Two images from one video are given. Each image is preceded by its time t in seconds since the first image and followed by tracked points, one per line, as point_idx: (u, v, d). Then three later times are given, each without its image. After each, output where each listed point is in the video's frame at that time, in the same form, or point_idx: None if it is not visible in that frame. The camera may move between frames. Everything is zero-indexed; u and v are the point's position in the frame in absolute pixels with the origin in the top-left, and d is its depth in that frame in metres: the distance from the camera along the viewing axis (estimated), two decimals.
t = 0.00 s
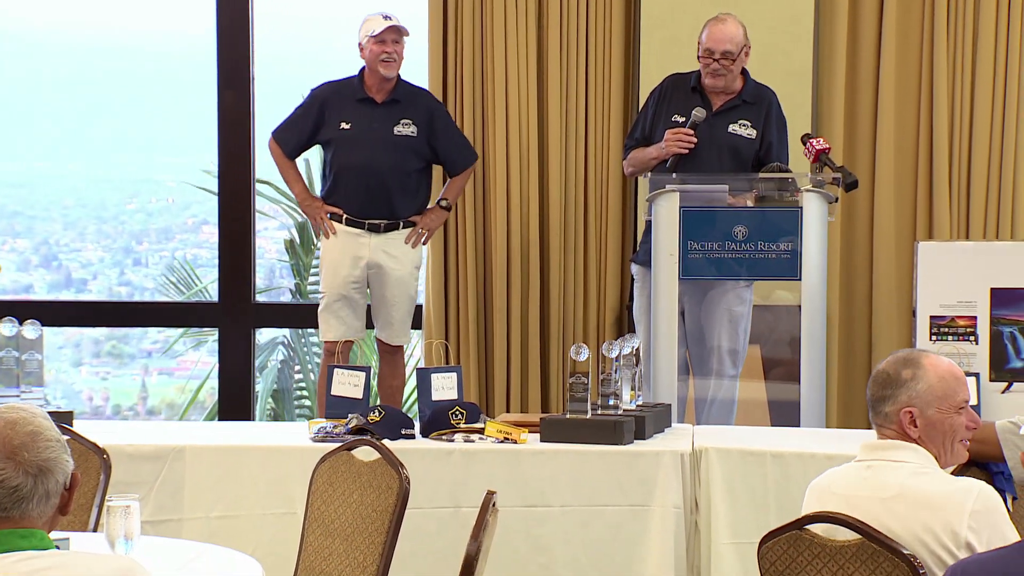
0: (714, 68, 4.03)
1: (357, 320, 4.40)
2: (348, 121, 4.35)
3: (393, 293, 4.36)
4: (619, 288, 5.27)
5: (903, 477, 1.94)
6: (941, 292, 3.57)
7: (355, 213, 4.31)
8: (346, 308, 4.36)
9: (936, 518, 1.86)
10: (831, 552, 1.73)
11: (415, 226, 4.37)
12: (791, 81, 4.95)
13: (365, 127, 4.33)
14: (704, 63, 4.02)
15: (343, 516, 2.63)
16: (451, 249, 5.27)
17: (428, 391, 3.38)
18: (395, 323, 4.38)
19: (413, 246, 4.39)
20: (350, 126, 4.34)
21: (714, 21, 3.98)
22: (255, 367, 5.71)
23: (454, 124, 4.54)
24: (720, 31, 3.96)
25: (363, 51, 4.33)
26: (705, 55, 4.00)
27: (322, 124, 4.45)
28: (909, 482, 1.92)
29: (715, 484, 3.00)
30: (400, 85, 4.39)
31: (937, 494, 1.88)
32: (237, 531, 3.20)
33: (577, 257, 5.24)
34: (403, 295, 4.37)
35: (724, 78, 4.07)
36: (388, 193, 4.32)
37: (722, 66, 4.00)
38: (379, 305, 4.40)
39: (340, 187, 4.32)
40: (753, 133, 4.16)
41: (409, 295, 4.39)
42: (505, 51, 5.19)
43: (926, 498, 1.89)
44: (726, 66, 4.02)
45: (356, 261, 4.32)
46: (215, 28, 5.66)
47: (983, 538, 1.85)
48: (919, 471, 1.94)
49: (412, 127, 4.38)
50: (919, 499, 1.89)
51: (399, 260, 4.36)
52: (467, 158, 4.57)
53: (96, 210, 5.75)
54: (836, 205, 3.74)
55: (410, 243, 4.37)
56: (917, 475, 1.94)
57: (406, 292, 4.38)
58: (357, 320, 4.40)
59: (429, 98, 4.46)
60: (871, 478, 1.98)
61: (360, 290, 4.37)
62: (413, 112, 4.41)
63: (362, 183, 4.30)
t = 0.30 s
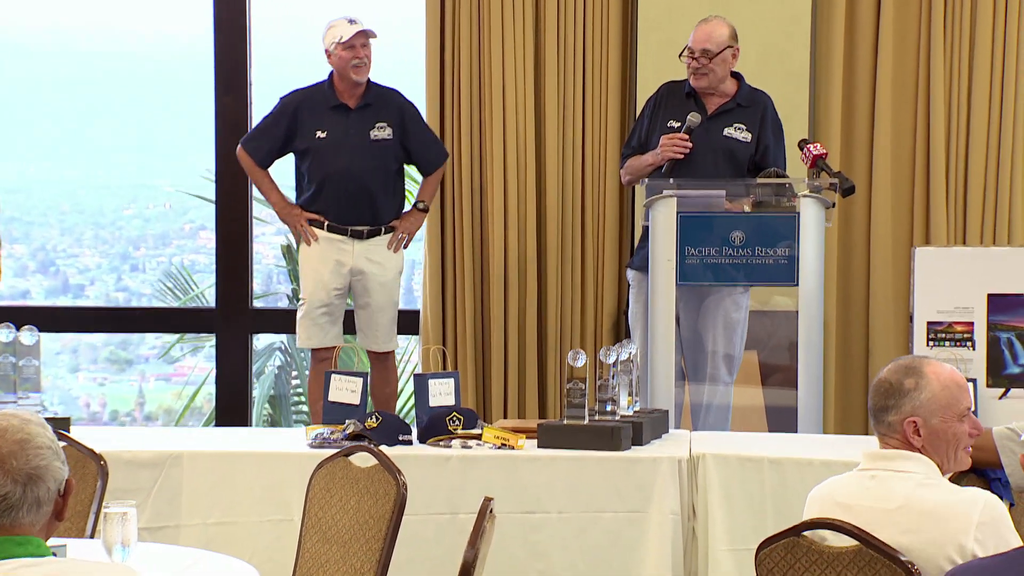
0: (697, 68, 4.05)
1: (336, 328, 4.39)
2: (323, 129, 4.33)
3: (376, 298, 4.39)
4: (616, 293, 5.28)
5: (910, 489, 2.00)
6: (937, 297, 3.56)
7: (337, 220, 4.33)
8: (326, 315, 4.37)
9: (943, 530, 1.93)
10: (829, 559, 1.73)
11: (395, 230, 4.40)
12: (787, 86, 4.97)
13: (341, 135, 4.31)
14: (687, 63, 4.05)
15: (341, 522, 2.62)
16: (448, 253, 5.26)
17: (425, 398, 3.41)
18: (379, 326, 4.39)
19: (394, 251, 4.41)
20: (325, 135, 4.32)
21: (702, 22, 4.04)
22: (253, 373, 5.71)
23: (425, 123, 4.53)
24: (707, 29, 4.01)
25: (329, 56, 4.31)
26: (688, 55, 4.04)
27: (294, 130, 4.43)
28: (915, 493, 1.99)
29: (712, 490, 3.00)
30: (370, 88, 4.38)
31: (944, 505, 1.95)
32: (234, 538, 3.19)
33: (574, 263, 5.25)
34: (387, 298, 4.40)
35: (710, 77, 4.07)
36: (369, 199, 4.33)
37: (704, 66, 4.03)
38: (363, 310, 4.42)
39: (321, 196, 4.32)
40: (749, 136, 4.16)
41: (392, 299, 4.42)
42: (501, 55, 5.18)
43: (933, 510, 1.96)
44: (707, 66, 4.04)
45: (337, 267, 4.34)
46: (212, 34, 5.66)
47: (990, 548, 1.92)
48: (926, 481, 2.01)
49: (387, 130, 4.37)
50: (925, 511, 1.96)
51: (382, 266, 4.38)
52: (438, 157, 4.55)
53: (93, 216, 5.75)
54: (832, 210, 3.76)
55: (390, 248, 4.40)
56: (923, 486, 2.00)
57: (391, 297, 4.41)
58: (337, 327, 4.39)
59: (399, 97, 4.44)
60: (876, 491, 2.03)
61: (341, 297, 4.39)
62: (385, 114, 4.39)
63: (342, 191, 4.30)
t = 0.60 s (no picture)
0: (681, 104, 4.09)
1: (323, 360, 4.40)
2: (295, 167, 4.34)
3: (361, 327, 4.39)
4: (602, 326, 5.28)
5: (897, 520, 1.93)
6: (923, 332, 3.57)
7: (315, 255, 4.34)
8: (312, 347, 4.38)
9: (930, 564, 1.87)
10: None
11: (373, 260, 4.40)
12: (770, 123, 5.00)
13: (314, 171, 4.32)
14: (671, 99, 4.09)
15: (327, 557, 2.56)
16: (434, 287, 5.28)
17: (411, 430, 3.35)
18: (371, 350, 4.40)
19: (375, 280, 4.41)
20: (298, 173, 4.33)
21: (679, 58, 4.09)
22: (238, 406, 5.71)
23: (393, 149, 4.53)
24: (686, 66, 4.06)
25: (300, 97, 4.28)
26: (672, 91, 4.08)
27: (267, 170, 4.43)
28: (903, 526, 1.92)
29: (700, 524, 2.96)
30: (340, 122, 4.40)
31: (932, 538, 1.89)
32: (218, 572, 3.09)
33: (560, 296, 5.26)
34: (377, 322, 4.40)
35: (694, 113, 4.12)
36: (347, 232, 4.33)
37: (689, 100, 4.07)
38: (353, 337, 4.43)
39: (298, 233, 4.34)
40: (730, 170, 4.20)
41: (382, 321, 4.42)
42: (487, 90, 5.21)
43: (921, 542, 1.89)
44: (692, 99, 4.08)
45: (320, 301, 4.35)
46: (199, 67, 5.69)
47: None
48: (913, 514, 1.94)
49: (358, 162, 4.37)
50: (914, 544, 1.89)
51: (365, 296, 4.39)
52: (408, 183, 4.55)
53: (78, 249, 5.73)
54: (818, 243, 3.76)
55: (371, 278, 4.40)
56: (912, 519, 1.93)
57: (378, 323, 4.41)
58: (322, 360, 4.41)
59: (369, 128, 4.45)
60: (863, 522, 1.96)
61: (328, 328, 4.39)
62: (356, 146, 4.40)
63: (318, 227, 4.31)
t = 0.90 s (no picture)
0: (676, 118, 4.14)
1: (311, 371, 4.39)
2: (293, 173, 4.35)
3: (352, 341, 4.39)
4: (592, 335, 5.29)
5: (879, 527, 1.89)
6: (911, 340, 3.49)
7: (310, 263, 4.33)
8: (301, 357, 4.36)
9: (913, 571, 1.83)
10: None
11: (370, 273, 4.41)
12: (758, 133, 5.02)
13: (312, 176, 4.33)
14: (665, 114, 4.12)
15: (315, 567, 2.49)
16: (424, 295, 5.28)
17: (400, 439, 3.27)
18: (355, 369, 4.40)
19: (370, 293, 4.41)
20: (295, 178, 4.34)
21: (669, 70, 4.10)
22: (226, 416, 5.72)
23: (394, 161, 4.54)
24: (675, 80, 4.07)
25: (299, 100, 4.31)
26: (665, 105, 4.11)
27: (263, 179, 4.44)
28: (886, 532, 1.88)
29: (689, 534, 2.86)
30: (338, 131, 4.41)
31: (915, 544, 1.84)
32: None
33: (549, 306, 5.26)
34: (364, 341, 4.40)
35: (687, 128, 4.18)
36: (344, 239, 4.33)
37: (683, 114, 4.10)
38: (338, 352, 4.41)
39: (293, 240, 4.33)
40: (716, 180, 4.27)
41: (370, 341, 4.43)
42: (477, 99, 5.22)
43: (905, 549, 1.85)
44: (688, 114, 4.12)
45: (313, 312, 4.34)
46: (187, 77, 5.69)
47: None
48: (896, 521, 1.90)
49: (357, 171, 4.38)
50: (897, 551, 1.85)
51: (358, 310, 4.39)
52: (412, 196, 4.56)
53: (66, 257, 5.73)
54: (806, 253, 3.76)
55: (366, 291, 4.40)
56: (895, 525, 1.90)
57: (368, 339, 4.41)
58: (310, 370, 4.39)
59: (368, 138, 4.46)
60: (846, 530, 1.92)
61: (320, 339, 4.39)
62: (356, 156, 4.41)
63: (314, 234, 4.30)
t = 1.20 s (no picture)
0: (665, 119, 4.13)
1: (321, 370, 4.39)
2: (301, 170, 4.35)
3: (355, 340, 4.37)
4: (589, 335, 5.29)
5: (876, 528, 1.90)
6: (907, 341, 3.48)
7: (314, 262, 4.32)
8: (307, 357, 4.36)
9: (911, 570, 1.82)
10: None
11: (376, 273, 4.39)
12: (754, 133, 5.02)
13: (320, 174, 4.32)
14: (655, 115, 4.12)
15: (311, 568, 2.49)
16: (420, 295, 5.27)
17: (396, 440, 3.29)
18: (360, 369, 4.39)
19: (375, 293, 4.40)
20: (304, 175, 4.34)
21: (657, 71, 4.08)
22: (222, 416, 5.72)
23: (407, 165, 4.55)
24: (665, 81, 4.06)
25: (314, 98, 4.34)
26: (655, 107, 4.10)
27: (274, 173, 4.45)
28: (883, 532, 1.88)
29: (685, 533, 2.86)
30: (351, 131, 4.40)
31: (913, 544, 1.84)
32: None
33: (545, 306, 5.28)
34: (369, 341, 4.39)
35: (677, 129, 4.18)
36: (348, 238, 4.32)
37: (673, 115, 4.10)
38: (345, 352, 4.41)
39: (299, 238, 4.32)
40: (711, 180, 4.27)
41: (374, 340, 4.41)
42: (474, 98, 5.22)
43: (903, 548, 1.84)
44: (677, 114, 4.11)
45: (317, 312, 4.34)
46: (183, 78, 5.69)
47: None
48: (893, 521, 1.90)
49: (366, 172, 4.38)
50: (894, 550, 1.85)
51: (362, 309, 4.38)
52: (422, 202, 4.57)
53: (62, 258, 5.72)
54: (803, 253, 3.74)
55: (371, 291, 4.38)
56: (892, 525, 1.89)
57: (372, 338, 4.40)
58: (318, 370, 4.39)
59: (380, 141, 4.46)
60: (844, 530, 1.92)
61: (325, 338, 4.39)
62: (367, 157, 4.41)
63: (320, 231, 4.30)
